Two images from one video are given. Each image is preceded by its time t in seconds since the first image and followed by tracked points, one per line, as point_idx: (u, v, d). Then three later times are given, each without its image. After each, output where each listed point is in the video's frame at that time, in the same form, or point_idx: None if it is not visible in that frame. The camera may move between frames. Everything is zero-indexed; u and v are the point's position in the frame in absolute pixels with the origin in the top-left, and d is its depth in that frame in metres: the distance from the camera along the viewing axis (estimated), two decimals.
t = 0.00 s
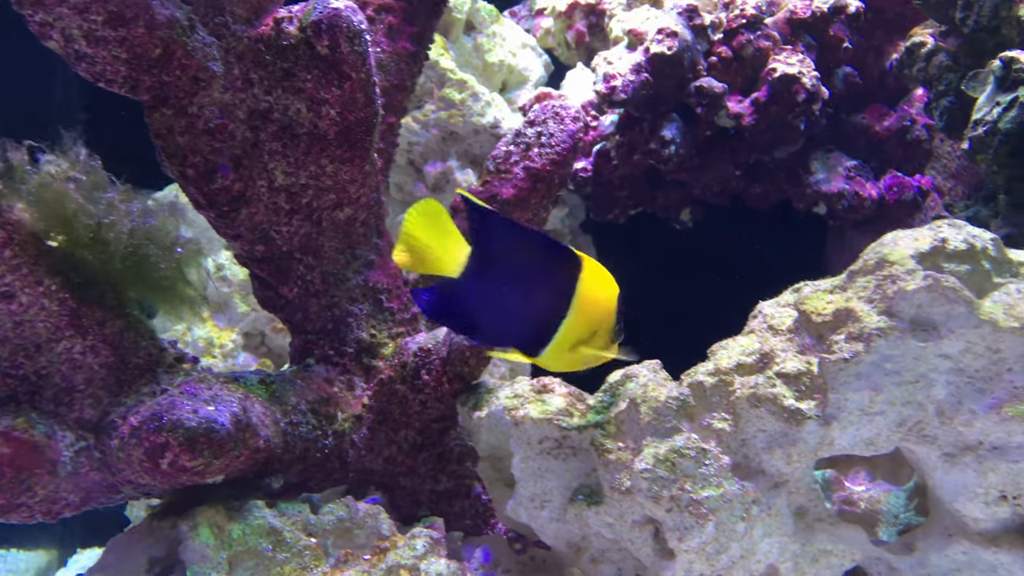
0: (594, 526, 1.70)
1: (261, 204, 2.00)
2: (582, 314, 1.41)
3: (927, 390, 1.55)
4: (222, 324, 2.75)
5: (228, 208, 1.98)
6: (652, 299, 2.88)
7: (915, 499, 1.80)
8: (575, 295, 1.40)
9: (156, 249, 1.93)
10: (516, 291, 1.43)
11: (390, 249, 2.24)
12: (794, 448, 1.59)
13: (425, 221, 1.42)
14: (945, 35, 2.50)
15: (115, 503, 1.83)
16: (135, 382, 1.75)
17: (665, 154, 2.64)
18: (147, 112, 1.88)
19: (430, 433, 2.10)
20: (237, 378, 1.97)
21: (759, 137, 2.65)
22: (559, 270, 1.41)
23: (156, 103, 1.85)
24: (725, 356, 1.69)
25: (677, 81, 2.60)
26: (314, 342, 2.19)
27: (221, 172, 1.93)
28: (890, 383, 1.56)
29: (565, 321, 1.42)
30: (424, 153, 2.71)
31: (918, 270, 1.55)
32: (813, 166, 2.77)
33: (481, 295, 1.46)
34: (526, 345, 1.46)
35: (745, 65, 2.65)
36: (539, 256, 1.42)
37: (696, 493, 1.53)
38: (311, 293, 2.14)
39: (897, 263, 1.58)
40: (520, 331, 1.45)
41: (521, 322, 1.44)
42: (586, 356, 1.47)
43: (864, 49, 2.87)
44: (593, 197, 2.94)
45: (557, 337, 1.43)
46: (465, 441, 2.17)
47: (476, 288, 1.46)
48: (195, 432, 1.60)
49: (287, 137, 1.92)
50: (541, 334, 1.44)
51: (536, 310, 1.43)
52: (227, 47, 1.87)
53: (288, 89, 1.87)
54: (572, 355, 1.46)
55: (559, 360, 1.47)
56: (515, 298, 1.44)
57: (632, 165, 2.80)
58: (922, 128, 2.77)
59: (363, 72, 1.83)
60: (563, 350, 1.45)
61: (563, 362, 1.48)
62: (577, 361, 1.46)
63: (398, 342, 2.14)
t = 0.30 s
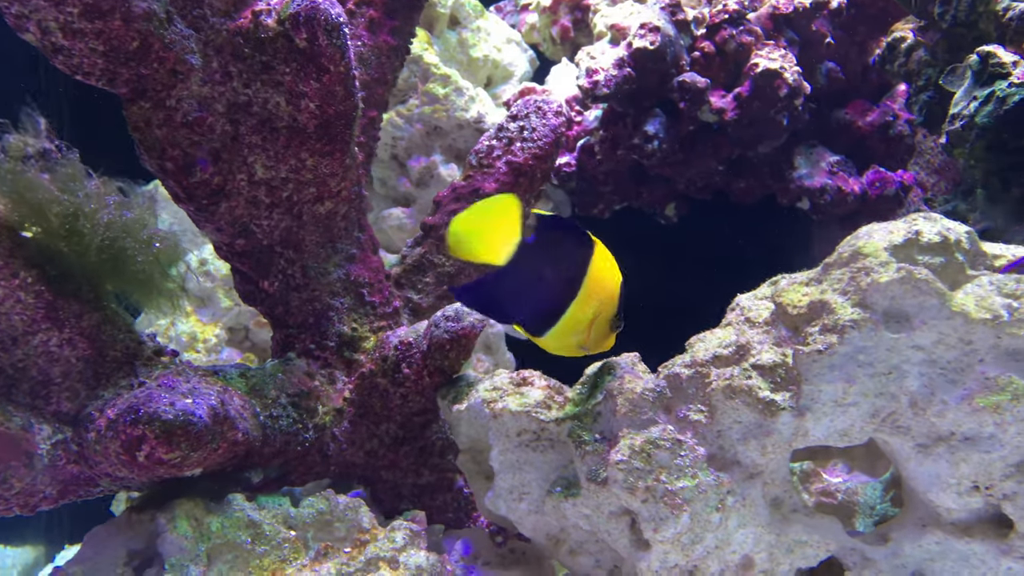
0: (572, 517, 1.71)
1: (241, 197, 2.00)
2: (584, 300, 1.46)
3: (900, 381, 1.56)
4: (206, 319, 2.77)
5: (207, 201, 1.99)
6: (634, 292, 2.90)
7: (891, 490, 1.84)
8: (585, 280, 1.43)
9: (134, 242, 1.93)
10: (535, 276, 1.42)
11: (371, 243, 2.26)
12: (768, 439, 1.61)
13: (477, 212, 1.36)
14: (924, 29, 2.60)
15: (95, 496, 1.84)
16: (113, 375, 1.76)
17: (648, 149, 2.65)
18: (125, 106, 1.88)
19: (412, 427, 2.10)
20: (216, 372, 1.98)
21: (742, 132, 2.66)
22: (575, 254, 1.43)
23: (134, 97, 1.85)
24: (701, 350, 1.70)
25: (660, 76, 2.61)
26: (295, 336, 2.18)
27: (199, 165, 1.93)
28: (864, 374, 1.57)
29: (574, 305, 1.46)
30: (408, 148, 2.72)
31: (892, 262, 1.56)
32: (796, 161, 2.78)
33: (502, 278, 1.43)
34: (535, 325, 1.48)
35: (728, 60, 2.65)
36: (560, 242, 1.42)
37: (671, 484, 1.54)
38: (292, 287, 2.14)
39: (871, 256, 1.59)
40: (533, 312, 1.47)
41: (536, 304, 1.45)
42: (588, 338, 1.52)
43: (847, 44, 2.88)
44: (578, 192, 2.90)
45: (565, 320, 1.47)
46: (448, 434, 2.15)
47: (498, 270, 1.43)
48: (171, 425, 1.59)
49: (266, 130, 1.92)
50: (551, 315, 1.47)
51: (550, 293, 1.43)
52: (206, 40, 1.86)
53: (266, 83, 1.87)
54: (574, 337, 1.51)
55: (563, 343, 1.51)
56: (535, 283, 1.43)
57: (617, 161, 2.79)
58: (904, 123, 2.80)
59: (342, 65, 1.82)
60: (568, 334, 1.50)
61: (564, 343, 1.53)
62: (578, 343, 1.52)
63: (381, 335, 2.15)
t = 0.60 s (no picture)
0: (556, 520, 1.71)
1: (227, 200, 1.99)
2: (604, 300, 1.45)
3: (881, 384, 1.57)
4: (194, 320, 2.78)
5: (193, 204, 1.99)
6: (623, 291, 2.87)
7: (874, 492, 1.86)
8: (603, 274, 1.43)
9: (118, 246, 1.93)
10: (556, 268, 1.43)
11: (358, 245, 2.26)
12: (750, 442, 1.62)
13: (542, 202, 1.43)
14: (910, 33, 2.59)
15: (80, 498, 1.84)
16: (98, 378, 1.76)
17: (636, 151, 2.67)
18: (111, 108, 1.88)
19: (399, 429, 2.10)
20: (202, 374, 1.98)
21: (731, 134, 2.66)
22: (594, 251, 1.41)
23: (120, 99, 1.85)
24: (687, 351, 1.73)
25: (647, 78, 2.62)
26: (282, 338, 2.18)
27: (186, 168, 1.93)
28: (845, 377, 1.58)
29: (597, 299, 1.43)
30: (397, 150, 2.72)
31: (872, 265, 1.57)
32: (784, 163, 2.80)
33: (524, 274, 1.51)
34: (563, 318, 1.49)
35: (716, 62, 2.66)
36: (582, 238, 1.43)
37: (654, 487, 1.55)
38: (279, 289, 2.14)
39: (853, 259, 1.61)
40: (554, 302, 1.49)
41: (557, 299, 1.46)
42: (613, 337, 1.49)
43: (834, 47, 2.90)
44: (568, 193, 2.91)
45: (588, 319, 1.44)
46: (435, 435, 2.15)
47: (519, 265, 1.51)
48: (156, 428, 1.59)
49: (253, 132, 1.91)
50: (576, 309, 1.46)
51: (571, 286, 1.43)
52: (193, 42, 1.85)
53: (252, 85, 1.86)
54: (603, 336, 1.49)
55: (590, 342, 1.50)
56: (558, 278, 1.43)
57: (604, 162, 2.78)
58: (891, 125, 2.82)
59: (327, 68, 1.84)
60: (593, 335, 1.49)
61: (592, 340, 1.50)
62: (602, 343, 1.49)
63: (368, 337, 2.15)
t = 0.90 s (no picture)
0: (539, 527, 1.72)
1: (213, 208, 1.99)
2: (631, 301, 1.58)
3: (860, 392, 1.58)
4: (182, 327, 2.79)
5: (178, 212, 1.99)
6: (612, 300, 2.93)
7: (855, 498, 1.88)
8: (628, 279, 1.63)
9: (102, 254, 1.94)
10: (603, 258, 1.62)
11: (344, 252, 2.27)
12: (731, 450, 1.62)
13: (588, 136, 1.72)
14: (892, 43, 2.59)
15: (64, 507, 1.85)
16: (82, 387, 1.76)
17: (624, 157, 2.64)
18: (95, 117, 1.88)
19: (385, 436, 2.09)
20: (187, 382, 1.98)
21: (717, 140, 2.67)
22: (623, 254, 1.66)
23: (104, 108, 1.85)
24: (669, 359, 1.75)
25: (634, 86, 2.64)
26: (268, 346, 2.19)
27: (170, 176, 1.93)
28: (824, 385, 1.59)
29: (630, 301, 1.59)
30: (385, 156, 2.73)
31: (853, 274, 1.57)
32: (771, 169, 2.79)
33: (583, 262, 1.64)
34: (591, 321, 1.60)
35: (702, 70, 2.68)
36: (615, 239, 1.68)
37: (635, 495, 1.56)
38: (265, 297, 2.15)
39: (832, 268, 1.61)
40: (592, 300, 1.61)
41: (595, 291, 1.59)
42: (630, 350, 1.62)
43: (820, 54, 2.92)
44: (557, 199, 2.90)
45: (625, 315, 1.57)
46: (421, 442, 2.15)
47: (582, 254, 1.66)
48: (138, 438, 1.59)
49: (238, 141, 1.92)
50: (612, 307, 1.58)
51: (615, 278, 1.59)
52: (176, 51, 1.87)
53: (237, 94, 1.87)
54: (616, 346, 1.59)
55: (614, 350, 1.58)
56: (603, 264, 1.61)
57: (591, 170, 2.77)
58: (877, 132, 2.83)
59: (312, 77, 1.84)
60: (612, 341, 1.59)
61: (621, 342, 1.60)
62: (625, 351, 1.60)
63: (353, 345, 2.15)
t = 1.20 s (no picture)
0: (522, 529, 1.72)
1: (197, 209, 1.99)
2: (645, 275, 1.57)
3: (841, 393, 1.59)
4: (169, 328, 2.85)
5: (162, 213, 1.98)
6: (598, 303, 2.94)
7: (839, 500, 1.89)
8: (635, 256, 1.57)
9: (84, 255, 1.96)
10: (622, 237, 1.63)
11: (330, 253, 2.26)
12: (712, 450, 1.63)
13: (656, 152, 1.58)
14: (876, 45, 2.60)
15: (46, 510, 1.84)
16: (64, 389, 1.75)
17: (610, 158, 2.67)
18: (78, 118, 1.87)
19: (371, 437, 2.08)
20: (171, 384, 1.97)
21: (704, 142, 2.68)
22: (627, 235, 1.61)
23: (86, 109, 1.85)
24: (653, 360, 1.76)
25: (622, 87, 2.64)
26: (253, 347, 2.18)
27: (154, 177, 1.93)
28: (806, 386, 1.60)
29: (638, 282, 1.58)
30: (373, 157, 2.73)
31: (833, 275, 1.58)
32: (758, 170, 2.80)
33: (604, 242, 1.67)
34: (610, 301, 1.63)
35: (689, 71, 2.69)
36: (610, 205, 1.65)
37: (617, 496, 1.56)
38: (249, 298, 2.14)
39: (814, 269, 1.62)
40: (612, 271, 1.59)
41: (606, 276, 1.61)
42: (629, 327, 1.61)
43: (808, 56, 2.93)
44: (545, 200, 2.90)
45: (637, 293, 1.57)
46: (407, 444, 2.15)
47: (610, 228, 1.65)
48: (120, 440, 1.58)
49: (221, 142, 1.92)
50: (625, 290, 1.59)
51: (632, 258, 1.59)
52: (160, 53, 1.87)
53: (220, 95, 1.86)
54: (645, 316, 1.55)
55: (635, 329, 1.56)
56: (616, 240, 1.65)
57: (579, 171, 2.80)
58: (863, 133, 2.82)
59: (296, 78, 1.82)
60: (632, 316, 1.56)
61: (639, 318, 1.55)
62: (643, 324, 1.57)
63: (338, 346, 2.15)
